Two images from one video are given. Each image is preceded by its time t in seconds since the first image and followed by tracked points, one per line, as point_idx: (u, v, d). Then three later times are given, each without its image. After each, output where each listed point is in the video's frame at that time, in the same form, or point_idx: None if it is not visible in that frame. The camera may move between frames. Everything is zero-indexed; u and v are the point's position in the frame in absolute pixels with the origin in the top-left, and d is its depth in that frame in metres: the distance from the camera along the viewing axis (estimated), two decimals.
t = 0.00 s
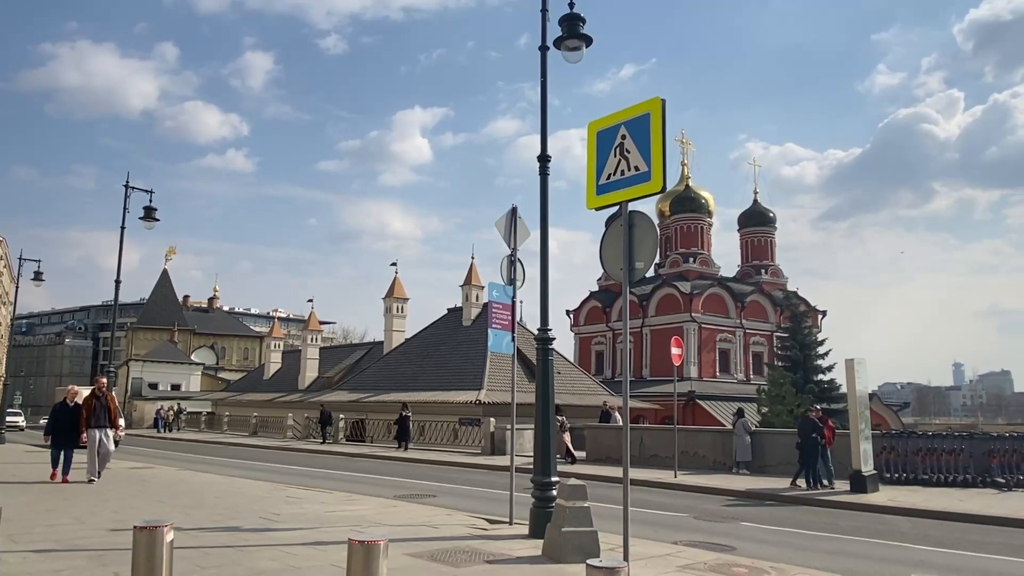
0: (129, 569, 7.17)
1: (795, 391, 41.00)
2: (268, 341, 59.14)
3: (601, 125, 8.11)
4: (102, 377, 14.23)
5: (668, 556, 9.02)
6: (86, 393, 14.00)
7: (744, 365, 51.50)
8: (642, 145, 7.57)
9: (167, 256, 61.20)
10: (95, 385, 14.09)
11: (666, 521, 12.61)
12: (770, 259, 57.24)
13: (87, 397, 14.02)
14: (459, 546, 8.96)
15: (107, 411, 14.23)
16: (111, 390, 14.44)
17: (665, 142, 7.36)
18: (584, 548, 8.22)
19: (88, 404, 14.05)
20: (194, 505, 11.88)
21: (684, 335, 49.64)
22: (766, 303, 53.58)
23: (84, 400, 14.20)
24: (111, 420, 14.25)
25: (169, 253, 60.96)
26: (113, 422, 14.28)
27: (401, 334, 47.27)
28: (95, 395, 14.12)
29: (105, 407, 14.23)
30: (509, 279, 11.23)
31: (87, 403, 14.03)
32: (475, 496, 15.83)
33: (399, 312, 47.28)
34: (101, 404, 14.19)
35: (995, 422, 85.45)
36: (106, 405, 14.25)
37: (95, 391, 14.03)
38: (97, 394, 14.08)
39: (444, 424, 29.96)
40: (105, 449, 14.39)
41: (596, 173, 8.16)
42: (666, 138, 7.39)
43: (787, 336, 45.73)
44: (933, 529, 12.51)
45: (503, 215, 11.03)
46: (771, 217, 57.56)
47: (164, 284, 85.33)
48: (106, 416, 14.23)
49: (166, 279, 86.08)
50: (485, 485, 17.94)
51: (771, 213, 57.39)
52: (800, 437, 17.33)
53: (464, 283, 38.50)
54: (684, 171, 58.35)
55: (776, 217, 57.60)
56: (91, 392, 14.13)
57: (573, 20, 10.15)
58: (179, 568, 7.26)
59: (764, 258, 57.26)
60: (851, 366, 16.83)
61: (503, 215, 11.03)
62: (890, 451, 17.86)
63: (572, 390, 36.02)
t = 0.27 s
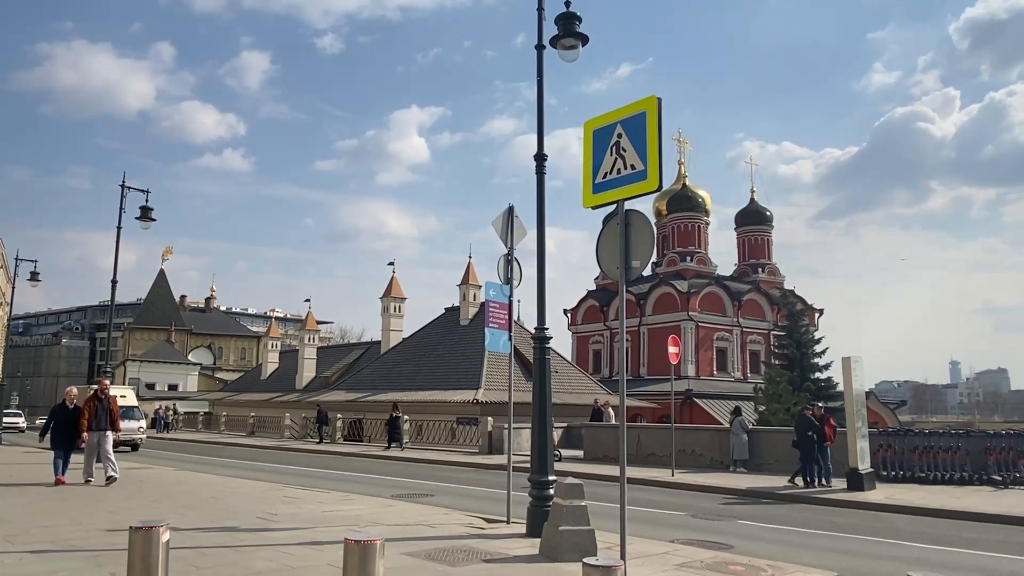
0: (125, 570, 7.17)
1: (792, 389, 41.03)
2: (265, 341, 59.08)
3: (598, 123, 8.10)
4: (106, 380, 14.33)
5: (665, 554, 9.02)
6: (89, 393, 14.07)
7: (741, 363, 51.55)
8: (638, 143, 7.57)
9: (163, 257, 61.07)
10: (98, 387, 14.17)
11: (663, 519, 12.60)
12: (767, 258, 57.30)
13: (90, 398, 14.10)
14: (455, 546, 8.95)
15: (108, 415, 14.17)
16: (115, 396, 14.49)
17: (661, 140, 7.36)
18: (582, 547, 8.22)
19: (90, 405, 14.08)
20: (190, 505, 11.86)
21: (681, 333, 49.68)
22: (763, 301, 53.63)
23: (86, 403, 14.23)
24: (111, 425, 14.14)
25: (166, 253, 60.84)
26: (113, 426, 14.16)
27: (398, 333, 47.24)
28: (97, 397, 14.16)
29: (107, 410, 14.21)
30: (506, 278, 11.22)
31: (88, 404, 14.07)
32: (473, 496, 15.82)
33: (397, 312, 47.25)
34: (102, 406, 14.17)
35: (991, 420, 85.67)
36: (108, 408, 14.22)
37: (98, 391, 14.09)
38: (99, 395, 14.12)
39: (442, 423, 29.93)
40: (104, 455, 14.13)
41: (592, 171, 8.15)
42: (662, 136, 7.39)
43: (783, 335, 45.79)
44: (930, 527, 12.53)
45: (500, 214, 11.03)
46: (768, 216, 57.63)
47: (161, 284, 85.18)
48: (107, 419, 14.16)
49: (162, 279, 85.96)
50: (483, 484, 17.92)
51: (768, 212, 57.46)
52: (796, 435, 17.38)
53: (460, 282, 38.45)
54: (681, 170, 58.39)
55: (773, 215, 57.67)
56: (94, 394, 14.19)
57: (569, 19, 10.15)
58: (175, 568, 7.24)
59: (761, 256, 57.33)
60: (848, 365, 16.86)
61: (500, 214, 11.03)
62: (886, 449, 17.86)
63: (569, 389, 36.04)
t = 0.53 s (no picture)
0: (122, 570, 7.16)
1: (789, 388, 41.08)
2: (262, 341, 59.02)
3: (594, 122, 8.10)
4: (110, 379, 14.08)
5: (663, 553, 9.02)
6: (93, 393, 13.80)
7: (739, 362, 51.60)
8: (635, 142, 7.56)
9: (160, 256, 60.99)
10: (102, 387, 13.93)
11: (660, 518, 12.61)
12: (764, 257, 57.34)
13: (94, 398, 13.85)
14: (452, 545, 8.94)
15: (112, 416, 13.98)
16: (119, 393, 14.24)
17: (657, 139, 7.36)
18: (578, 545, 8.22)
19: (93, 405, 13.85)
20: (187, 505, 11.85)
21: (679, 332, 49.72)
22: (760, 300, 53.70)
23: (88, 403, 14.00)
24: (115, 425, 13.99)
25: (163, 253, 60.76)
26: (117, 427, 14.01)
27: (396, 333, 47.22)
28: (101, 396, 13.90)
29: (111, 411, 13.99)
30: (503, 277, 11.21)
31: (92, 404, 13.84)
32: (470, 495, 15.82)
33: (394, 312, 47.23)
34: (106, 407, 13.92)
35: (988, 418, 85.89)
36: (112, 408, 14.01)
37: (103, 392, 13.85)
38: (104, 395, 13.86)
39: (440, 422, 29.93)
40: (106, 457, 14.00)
41: (588, 171, 8.15)
42: (658, 135, 7.39)
43: (781, 333, 45.85)
44: (927, 525, 12.55)
45: (497, 213, 11.02)
46: (765, 214, 57.68)
47: (158, 284, 85.09)
48: (111, 420, 13.98)
49: (160, 279, 85.86)
50: (481, 484, 17.92)
51: (765, 210, 57.50)
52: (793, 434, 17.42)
53: (458, 282, 38.47)
54: (678, 168, 58.42)
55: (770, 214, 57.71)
56: (98, 393, 13.95)
57: (565, 18, 10.14)
58: (172, 568, 7.23)
59: (758, 255, 57.37)
60: (845, 363, 16.87)
61: (497, 213, 11.02)
62: (883, 447, 17.90)
63: (567, 388, 36.05)
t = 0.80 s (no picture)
0: (119, 571, 7.14)
1: (787, 386, 41.11)
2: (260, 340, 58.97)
3: (591, 122, 8.11)
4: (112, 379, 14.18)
5: (660, 552, 9.03)
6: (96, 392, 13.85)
7: (737, 360, 51.62)
8: (631, 140, 7.57)
9: (158, 256, 60.91)
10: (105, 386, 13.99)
11: (659, 517, 12.60)
12: (762, 255, 57.38)
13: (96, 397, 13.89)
14: (450, 544, 8.94)
15: (114, 415, 14.03)
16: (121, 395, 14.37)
17: (655, 138, 7.36)
18: (576, 545, 8.22)
19: (96, 405, 13.87)
20: (185, 505, 11.84)
21: (677, 331, 49.75)
22: (758, 299, 53.74)
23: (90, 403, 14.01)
24: (117, 425, 14.04)
25: (160, 253, 60.66)
26: (119, 427, 14.06)
27: (394, 332, 47.20)
28: (103, 396, 13.97)
29: (113, 411, 14.03)
30: (500, 277, 11.21)
31: (95, 403, 13.84)
32: (469, 494, 15.81)
33: (392, 311, 47.20)
34: (109, 406, 13.97)
35: (987, 416, 86.00)
36: (114, 408, 14.07)
37: (106, 391, 13.93)
38: (107, 395, 13.95)
39: (438, 421, 29.92)
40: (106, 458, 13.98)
41: (586, 170, 8.16)
42: (655, 134, 7.39)
43: (779, 332, 45.88)
44: (925, 523, 12.56)
45: (495, 212, 11.02)
46: (763, 213, 57.74)
47: (155, 284, 84.99)
48: (113, 420, 14.02)
49: (157, 279, 85.77)
50: (479, 483, 17.92)
51: (763, 209, 57.55)
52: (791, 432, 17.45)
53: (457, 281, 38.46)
54: (676, 168, 58.45)
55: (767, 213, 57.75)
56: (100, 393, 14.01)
57: (563, 17, 10.13)
58: (170, 569, 7.22)
59: (756, 254, 57.41)
60: (843, 362, 16.88)
61: (495, 212, 11.02)
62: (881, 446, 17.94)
63: (565, 387, 36.07)
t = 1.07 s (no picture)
0: (117, 571, 7.13)
1: (786, 385, 41.12)
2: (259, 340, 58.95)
3: (590, 121, 8.11)
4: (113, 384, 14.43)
5: (659, 551, 9.03)
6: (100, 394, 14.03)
7: (736, 359, 51.63)
8: (630, 140, 7.58)
9: (157, 256, 60.93)
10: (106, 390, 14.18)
11: (658, 516, 12.59)
12: (762, 255, 57.41)
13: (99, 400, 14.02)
14: (449, 543, 8.94)
15: (117, 417, 14.17)
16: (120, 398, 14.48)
17: (654, 137, 7.37)
18: (575, 544, 8.22)
19: (99, 407, 13.98)
20: (184, 504, 11.83)
21: (676, 330, 49.77)
22: (757, 298, 53.74)
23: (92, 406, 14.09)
24: (120, 427, 14.14)
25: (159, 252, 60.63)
26: (122, 429, 14.17)
27: (393, 332, 47.20)
28: (106, 399, 14.14)
29: (116, 413, 14.17)
30: (499, 276, 11.21)
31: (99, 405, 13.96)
32: (469, 494, 15.81)
33: (392, 310, 47.18)
34: (112, 409, 14.13)
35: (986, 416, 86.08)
36: (116, 411, 14.23)
37: (108, 394, 14.13)
38: (110, 398, 14.19)
39: (438, 421, 29.94)
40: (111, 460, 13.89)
41: (585, 170, 8.16)
42: (654, 133, 7.40)
43: (778, 331, 45.89)
44: (924, 522, 12.57)
45: (494, 212, 11.02)
46: (762, 213, 57.76)
47: (154, 283, 84.96)
48: (116, 422, 14.12)
49: (157, 278, 85.75)
50: (479, 482, 17.92)
51: (762, 208, 57.58)
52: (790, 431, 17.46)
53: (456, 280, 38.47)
54: (675, 167, 58.46)
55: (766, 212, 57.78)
56: (101, 398, 14.19)
57: (562, 17, 10.13)
58: (168, 568, 7.21)
59: (755, 253, 57.43)
60: (841, 361, 16.89)
61: (494, 212, 11.02)
62: (880, 445, 17.96)
63: (564, 386, 36.10)
